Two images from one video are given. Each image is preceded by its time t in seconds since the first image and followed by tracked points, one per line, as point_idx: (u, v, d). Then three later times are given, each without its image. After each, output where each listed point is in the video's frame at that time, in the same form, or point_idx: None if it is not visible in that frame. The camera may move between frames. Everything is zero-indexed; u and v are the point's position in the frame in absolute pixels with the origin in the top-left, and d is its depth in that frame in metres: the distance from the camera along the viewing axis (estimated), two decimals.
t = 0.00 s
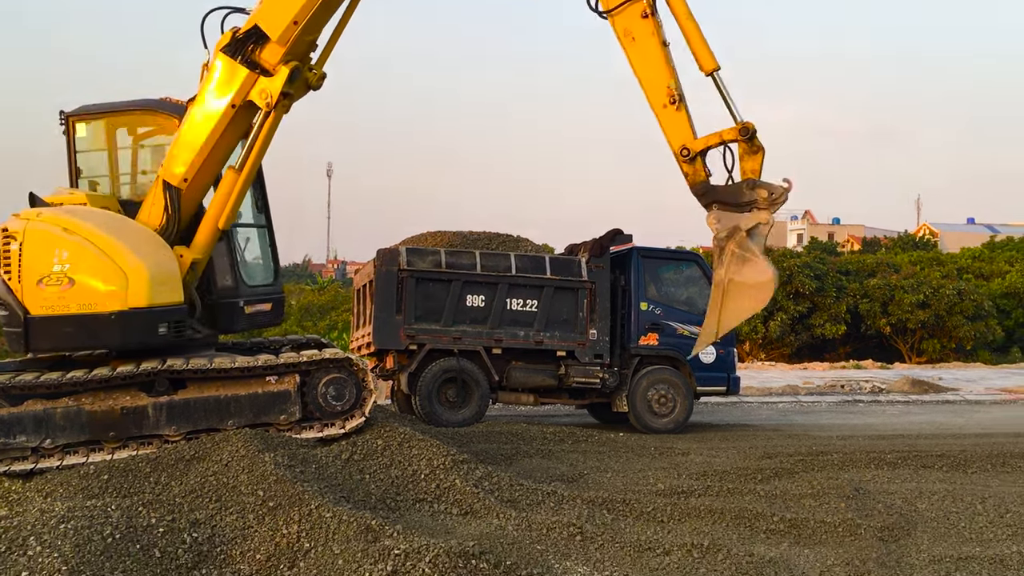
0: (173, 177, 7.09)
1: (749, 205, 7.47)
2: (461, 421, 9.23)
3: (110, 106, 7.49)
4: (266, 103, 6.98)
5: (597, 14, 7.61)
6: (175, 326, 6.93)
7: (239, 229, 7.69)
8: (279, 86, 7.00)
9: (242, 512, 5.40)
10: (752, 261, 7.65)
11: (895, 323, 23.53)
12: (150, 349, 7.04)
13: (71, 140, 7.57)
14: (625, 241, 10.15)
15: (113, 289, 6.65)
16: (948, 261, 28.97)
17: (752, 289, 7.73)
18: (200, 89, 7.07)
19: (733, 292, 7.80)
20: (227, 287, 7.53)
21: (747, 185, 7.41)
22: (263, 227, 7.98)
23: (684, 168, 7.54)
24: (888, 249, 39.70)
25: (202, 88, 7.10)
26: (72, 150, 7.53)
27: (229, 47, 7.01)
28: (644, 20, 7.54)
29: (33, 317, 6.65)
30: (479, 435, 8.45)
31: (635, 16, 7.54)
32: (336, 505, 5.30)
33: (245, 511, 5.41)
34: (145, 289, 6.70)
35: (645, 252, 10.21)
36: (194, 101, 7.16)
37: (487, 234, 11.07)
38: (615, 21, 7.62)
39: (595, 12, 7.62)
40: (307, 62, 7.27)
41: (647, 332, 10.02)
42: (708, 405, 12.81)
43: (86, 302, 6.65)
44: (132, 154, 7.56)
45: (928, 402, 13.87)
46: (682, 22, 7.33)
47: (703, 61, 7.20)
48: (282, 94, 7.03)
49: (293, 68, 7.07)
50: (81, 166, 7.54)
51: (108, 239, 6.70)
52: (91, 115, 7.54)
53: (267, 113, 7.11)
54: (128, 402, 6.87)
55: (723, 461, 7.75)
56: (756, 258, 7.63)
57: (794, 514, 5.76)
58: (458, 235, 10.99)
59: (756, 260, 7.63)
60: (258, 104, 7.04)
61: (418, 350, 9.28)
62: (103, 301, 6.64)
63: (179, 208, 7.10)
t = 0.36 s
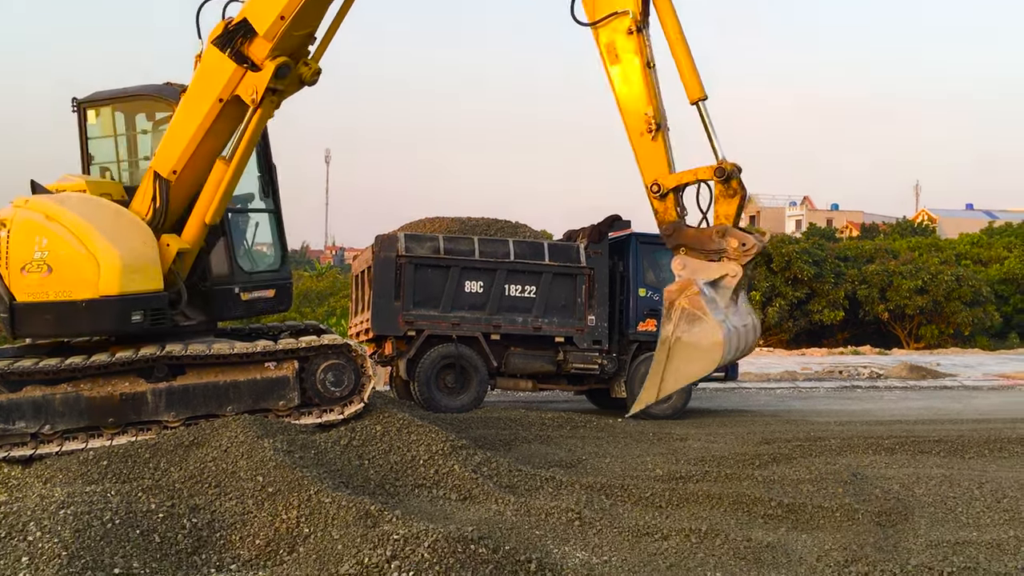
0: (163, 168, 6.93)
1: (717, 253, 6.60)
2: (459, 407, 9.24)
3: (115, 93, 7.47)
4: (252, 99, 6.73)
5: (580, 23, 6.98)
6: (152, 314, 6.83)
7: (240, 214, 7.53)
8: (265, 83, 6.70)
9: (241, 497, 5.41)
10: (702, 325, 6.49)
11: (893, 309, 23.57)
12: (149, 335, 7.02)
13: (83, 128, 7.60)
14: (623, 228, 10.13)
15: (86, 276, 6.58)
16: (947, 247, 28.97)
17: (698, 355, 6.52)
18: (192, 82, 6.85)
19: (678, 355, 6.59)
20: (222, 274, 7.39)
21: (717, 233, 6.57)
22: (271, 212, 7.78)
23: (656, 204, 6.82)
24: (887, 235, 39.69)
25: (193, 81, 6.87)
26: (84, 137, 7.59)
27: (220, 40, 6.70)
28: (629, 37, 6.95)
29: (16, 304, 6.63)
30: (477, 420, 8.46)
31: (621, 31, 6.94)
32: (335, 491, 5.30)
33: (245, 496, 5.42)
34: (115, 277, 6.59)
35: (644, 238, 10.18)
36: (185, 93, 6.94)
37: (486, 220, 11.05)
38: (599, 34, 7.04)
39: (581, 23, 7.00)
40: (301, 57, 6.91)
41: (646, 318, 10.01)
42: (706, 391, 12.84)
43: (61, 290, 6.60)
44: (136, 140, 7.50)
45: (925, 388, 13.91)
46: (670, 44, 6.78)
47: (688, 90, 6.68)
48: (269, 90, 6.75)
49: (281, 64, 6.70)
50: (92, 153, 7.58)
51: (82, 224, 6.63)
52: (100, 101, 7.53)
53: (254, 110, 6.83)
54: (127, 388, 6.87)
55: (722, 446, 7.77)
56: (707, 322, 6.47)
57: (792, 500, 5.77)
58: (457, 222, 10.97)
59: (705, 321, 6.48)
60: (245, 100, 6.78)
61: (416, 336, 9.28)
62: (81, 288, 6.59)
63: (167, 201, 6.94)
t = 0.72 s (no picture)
0: (156, 164, 6.76)
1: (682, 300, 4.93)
2: (462, 399, 9.26)
3: (124, 86, 7.53)
4: (237, 103, 6.43)
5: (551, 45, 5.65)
6: (136, 308, 6.74)
7: (247, 204, 7.49)
8: (252, 88, 6.38)
9: (244, 489, 5.43)
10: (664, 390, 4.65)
11: (895, 302, 23.55)
12: (152, 327, 7.03)
13: (99, 121, 7.73)
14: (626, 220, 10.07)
15: (67, 269, 6.52)
16: (949, 239, 28.93)
17: (655, 427, 4.62)
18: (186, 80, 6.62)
19: (631, 425, 4.69)
20: (222, 267, 7.29)
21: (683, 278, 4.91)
22: (280, 204, 7.73)
23: (621, 251, 5.29)
24: (889, 228, 39.62)
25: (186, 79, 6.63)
26: (100, 131, 7.72)
27: (212, 38, 6.36)
28: (602, 61, 5.49)
29: (13, 296, 6.71)
30: (479, 412, 8.47)
31: (590, 58, 5.53)
32: (338, 483, 5.31)
33: (248, 488, 5.43)
34: (93, 272, 6.50)
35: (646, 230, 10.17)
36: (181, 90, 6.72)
37: (489, 212, 11.05)
38: (572, 59, 5.62)
39: (551, 43, 5.63)
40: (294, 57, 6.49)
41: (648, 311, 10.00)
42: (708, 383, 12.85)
43: (47, 283, 6.59)
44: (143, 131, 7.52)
45: (927, 380, 13.93)
46: (644, 67, 5.01)
47: (661, 122, 4.99)
48: (255, 93, 6.43)
49: (269, 67, 6.32)
50: (109, 146, 7.71)
51: (65, 215, 6.55)
52: (111, 95, 7.62)
53: (243, 114, 6.54)
54: (130, 380, 6.88)
55: (724, 438, 7.77)
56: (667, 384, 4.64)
57: (794, 492, 5.79)
58: (460, 214, 10.98)
59: (663, 382, 4.65)
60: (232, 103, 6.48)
61: (419, 328, 9.29)
62: (65, 283, 6.56)
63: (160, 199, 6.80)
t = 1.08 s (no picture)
0: (154, 165, 6.72)
1: (651, 339, 4.32)
2: (465, 396, 9.27)
3: (134, 84, 7.57)
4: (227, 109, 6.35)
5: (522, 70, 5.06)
6: (128, 305, 6.74)
7: (251, 202, 7.51)
8: (242, 93, 6.29)
9: (249, 486, 5.44)
10: (625, 437, 3.99)
11: (899, 299, 23.51)
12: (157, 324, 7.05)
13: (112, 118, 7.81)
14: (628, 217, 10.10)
15: (60, 267, 6.52)
16: (953, 237, 28.88)
17: (621, 477, 3.94)
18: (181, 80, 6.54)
19: (596, 478, 4.01)
20: (222, 265, 7.30)
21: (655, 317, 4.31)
22: (287, 203, 7.71)
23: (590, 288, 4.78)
24: (892, 225, 39.54)
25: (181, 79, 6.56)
26: (113, 128, 7.81)
27: (206, 39, 6.24)
28: (572, 86, 4.84)
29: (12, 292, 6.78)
30: (483, 410, 8.47)
31: (562, 81, 4.88)
32: (342, 479, 5.32)
33: (252, 485, 5.44)
34: (79, 271, 6.47)
35: (650, 227, 10.18)
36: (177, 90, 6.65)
37: (493, 210, 11.05)
38: (543, 83, 5.00)
39: (523, 67, 5.05)
40: (285, 60, 6.38)
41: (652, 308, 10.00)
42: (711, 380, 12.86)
43: (42, 280, 6.62)
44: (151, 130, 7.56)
45: (931, 378, 13.92)
46: (615, 92, 4.45)
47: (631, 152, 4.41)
48: (244, 98, 6.35)
49: (258, 74, 6.22)
50: (121, 143, 7.81)
51: (59, 213, 6.55)
52: (123, 93, 7.68)
53: (234, 118, 6.48)
54: (134, 377, 6.90)
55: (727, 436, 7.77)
56: (628, 432, 3.99)
57: (797, 489, 5.79)
58: (464, 211, 10.98)
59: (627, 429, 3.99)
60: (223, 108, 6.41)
61: (422, 325, 9.30)
62: (56, 281, 6.56)
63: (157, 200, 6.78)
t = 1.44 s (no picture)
0: (153, 165, 6.69)
1: (624, 376, 4.08)
2: (468, 394, 9.27)
3: (141, 82, 7.60)
4: (222, 113, 6.28)
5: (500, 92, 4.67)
6: (124, 303, 6.73)
7: (255, 199, 7.50)
8: (236, 99, 6.20)
9: (252, 483, 5.44)
10: (590, 480, 3.78)
11: (903, 296, 23.46)
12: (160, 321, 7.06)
13: (122, 116, 7.87)
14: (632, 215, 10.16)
15: (57, 265, 6.54)
16: (958, 234, 28.82)
17: (585, 523, 3.75)
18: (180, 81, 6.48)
19: (561, 523, 3.82)
20: (222, 262, 7.32)
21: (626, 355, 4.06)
22: (291, 200, 7.72)
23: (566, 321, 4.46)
24: (896, 222, 39.46)
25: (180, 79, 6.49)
26: (123, 125, 7.88)
27: (202, 42, 6.14)
28: (551, 111, 4.49)
29: (15, 289, 6.86)
30: (486, 407, 8.47)
31: (540, 105, 4.53)
32: (345, 477, 5.32)
33: (255, 482, 5.44)
34: (73, 269, 6.48)
35: (653, 225, 10.17)
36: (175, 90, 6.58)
37: (497, 207, 11.04)
38: (523, 107, 4.63)
39: (501, 89, 4.66)
40: (282, 65, 6.25)
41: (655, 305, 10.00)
42: (715, 378, 12.85)
43: (40, 278, 6.66)
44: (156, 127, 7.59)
45: (936, 375, 13.90)
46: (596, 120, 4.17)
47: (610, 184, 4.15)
48: (238, 103, 6.26)
49: (253, 79, 6.11)
50: (131, 141, 7.87)
51: (58, 211, 6.56)
52: (131, 91, 7.72)
53: (230, 121, 6.40)
54: (138, 374, 6.91)
55: (731, 433, 7.76)
56: (593, 475, 3.77)
57: (801, 486, 5.79)
58: (468, 208, 10.98)
59: (591, 473, 3.77)
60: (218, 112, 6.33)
61: (426, 323, 9.30)
62: (53, 280, 6.59)
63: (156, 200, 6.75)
